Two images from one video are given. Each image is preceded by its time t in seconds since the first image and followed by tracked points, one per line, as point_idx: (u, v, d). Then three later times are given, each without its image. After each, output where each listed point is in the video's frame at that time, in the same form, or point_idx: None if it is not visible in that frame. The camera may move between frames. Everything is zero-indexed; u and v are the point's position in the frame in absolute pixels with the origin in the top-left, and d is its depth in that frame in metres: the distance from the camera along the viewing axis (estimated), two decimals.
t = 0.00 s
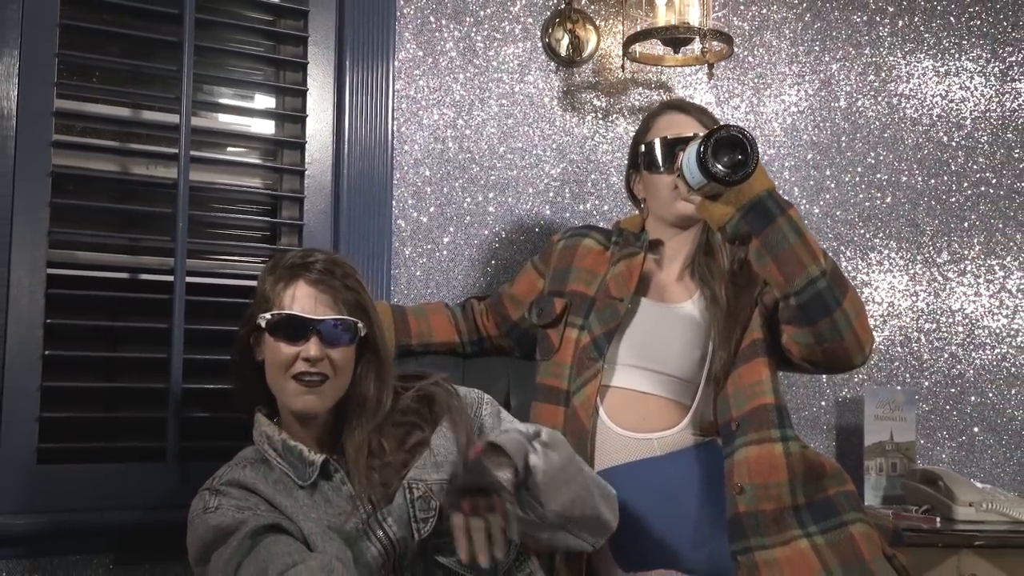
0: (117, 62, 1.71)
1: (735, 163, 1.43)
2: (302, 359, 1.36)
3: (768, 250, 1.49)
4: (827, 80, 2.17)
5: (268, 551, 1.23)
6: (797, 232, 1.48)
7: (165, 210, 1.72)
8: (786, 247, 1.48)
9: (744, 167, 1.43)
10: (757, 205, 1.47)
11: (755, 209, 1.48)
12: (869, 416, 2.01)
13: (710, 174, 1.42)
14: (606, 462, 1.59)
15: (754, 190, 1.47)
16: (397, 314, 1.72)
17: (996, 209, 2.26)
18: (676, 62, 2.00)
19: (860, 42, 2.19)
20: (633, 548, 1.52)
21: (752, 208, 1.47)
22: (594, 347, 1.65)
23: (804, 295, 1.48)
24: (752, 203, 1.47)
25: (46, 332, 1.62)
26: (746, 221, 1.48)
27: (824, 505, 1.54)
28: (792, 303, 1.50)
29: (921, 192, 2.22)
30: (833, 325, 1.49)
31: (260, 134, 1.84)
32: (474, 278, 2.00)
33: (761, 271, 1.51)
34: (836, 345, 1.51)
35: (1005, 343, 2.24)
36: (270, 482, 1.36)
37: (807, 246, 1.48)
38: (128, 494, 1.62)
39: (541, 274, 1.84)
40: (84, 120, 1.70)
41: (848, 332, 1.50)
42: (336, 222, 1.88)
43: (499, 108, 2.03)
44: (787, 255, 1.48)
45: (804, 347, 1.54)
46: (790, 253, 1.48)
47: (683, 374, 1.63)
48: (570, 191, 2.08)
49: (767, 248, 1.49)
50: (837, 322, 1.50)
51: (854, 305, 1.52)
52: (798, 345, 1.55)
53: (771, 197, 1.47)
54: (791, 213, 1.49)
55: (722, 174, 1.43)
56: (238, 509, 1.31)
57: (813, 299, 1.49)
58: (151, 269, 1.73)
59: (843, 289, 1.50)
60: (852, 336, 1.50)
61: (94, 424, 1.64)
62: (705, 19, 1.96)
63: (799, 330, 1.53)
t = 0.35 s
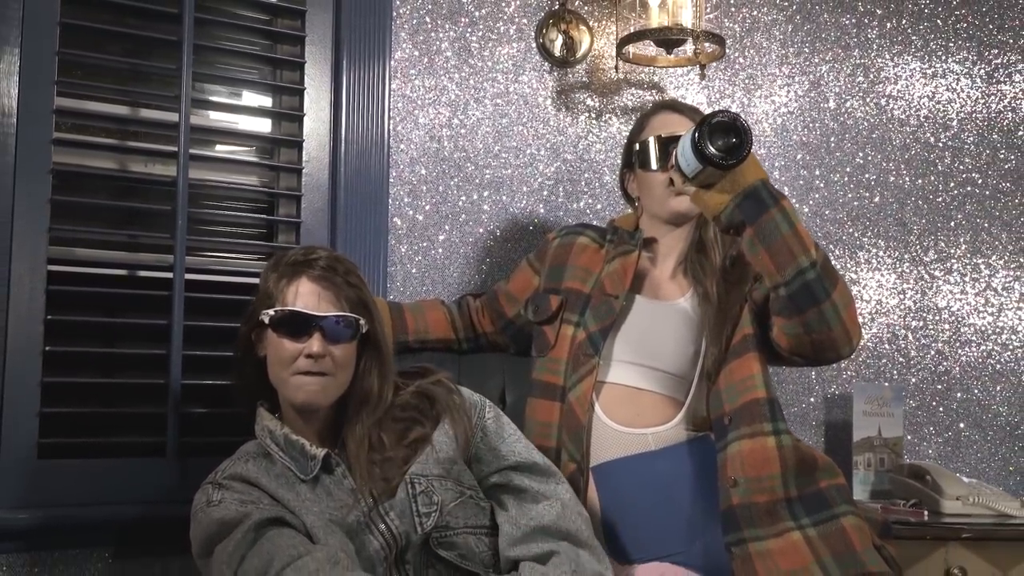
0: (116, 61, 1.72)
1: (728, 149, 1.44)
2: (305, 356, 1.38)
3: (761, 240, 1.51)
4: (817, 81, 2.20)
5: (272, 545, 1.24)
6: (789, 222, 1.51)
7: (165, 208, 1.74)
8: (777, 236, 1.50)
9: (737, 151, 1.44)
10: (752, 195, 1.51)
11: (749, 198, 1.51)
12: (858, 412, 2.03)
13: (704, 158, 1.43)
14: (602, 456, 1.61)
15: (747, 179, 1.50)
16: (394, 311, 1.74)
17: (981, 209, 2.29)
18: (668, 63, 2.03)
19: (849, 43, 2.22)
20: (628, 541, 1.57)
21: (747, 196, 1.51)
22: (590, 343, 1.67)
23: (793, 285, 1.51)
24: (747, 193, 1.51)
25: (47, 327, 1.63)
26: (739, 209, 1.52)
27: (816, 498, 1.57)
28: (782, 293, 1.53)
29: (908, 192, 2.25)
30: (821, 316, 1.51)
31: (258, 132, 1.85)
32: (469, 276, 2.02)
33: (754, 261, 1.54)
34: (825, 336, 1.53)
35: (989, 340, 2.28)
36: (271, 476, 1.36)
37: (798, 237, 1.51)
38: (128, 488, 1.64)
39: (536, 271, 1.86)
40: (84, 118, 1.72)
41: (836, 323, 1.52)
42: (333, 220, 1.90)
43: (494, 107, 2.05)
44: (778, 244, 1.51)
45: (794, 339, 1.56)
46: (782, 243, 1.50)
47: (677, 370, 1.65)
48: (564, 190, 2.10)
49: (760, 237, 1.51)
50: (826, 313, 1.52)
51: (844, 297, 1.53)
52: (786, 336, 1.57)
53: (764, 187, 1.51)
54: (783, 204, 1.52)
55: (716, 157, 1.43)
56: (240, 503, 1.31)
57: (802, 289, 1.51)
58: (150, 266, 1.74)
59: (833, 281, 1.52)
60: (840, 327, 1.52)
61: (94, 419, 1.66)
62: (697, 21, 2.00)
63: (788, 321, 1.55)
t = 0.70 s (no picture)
0: (110, 53, 1.73)
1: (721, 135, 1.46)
2: (304, 349, 1.38)
3: (749, 228, 1.54)
4: (803, 77, 2.23)
5: (270, 532, 1.25)
6: (777, 212, 1.53)
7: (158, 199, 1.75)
8: (766, 224, 1.53)
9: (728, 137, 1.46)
10: (742, 183, 1.53)
11: (740, 186, 1.53)
12: (843, 404, 2.06)
13: (696, 143, 1.46)
14: (593, 446, 1.63)
15: (738, 166, 1.53)
16: (387, 303, 1.76)
17: (965, 205, 2.31)
18: (658, 59, 2.06)
19: (835, 41, 2.25)
20: (619, 530, 1.59)
21: (737, 184, 1.53)
22: (582, 334, 1.70)
23: (778, 274, 1.53)
24: (737, 180, 1.53)
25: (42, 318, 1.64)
26: (730, 196, 1.54)
27: (804, 488, 1.59)
28: (768, 282, 1.55)
29: (893, 187, 2.28)
30: (804, 307, 1.53)
31: (251, 126, 1.86)
32: (460, 269, 2.03)
33: (742, 249, 1.56)
34: (808, 327, 1.55)
35: (973, 333, 2.30)
36: (266, 466, 1.36)
37: (785, 227, 1.53)
38: (123, 478, 1.65)
39: (528, 265, 1.87)
40: (79, 111, 1.73)
41: (819, 315, 1.54)
42: (325, 213, 1.91)
43: (484, 101, 2.06)
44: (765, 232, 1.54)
45: (778, 330, 1.58)
46: (770, 232, 1.53)
47: (667, 363, 1.68)
48: (554, 185, 2.11)
49: (749, 224, 1.54)
50: (809, 304, 1.54)
51: (828, 289, 1.55)
52: (771, 327, 1.58)
53: (754, 175, 1.53)
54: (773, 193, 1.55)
55: (708, 142, 1.45)
56: (237, 492, 1.32)
57: (786, 279, 1.53)
58: (144, 258, 1.75)
59: (819, 272, 1.54)
60: (824, 319, 1.54)
61: (89, 409, 1.67)
62: (687, 17, 2.02)
63: (772, 312, 1.57)
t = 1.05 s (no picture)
0: (96, 41, 1.73)
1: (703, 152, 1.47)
2: (292, 335, 1.38)
3: (730, 234, 1.55)
4: (788, 69, 2.24)
5: (256, 516, 1.24)
6: (757, 219, 1.55)
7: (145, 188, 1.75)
8: (747, 231, 1.54)
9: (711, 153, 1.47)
10: (724, 190, 1.54)
11: (721, 194, 1.54)
12: (828, 395, 2.07)
13: (679, 161, 1.47)
14: (580, 434, 1.63)
15: (721, 174, 1.53)
16: (374, 292, 1.76)
17: (948, 196, 2.33)
18: (645, 50, 2.06)
19: (820, 33, 2.26)
20: (606, 518, 1.60)
21: (718, 192, 1.54)
22: (568, 323, 1.70)
23: (760, 280, 1.55)
24: (719, 188, 1.54)
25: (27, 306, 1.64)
26: (710, 204, 1.55)
27: (788, 477, 1.60)
28: (750, 286, 1.57)
29: (878, 178, 2.29)
30: (788, 312, 1.55)
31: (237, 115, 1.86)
32: (447, 260, 2.03)
33: (724, 253, 1.57)
34: (792, 331, 1.57)
35: (956, 323, 2.32)
36: (253, 454, 1.36)
37: (767, 232, 1.54)
38: (109, 467, 1.64)
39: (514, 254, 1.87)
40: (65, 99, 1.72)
41: (803, 319, 1.56)
42: (312, 202, 1.91)
43: (471, 92, 2.06)
44: (747, 237, 1.54)
45: (763, 332, 1.61)
46: (751, 238, 1.54)
47: (653, 351, 1.68)
48: (541, 175, 2.12)
49: (730, 231, 1.55)
50: (793, 308, 1.56)
51: (811, 293, 1.58)
52: (756, 329, 1.61)
53: (736, 182, 1.53)
54: (755, 199, 1.55)
55: (690, 162, 1.47)
56: (224, 479, 1.31)
57: (769, 284, 1.55)
58: (130, 247, 1.75)
59: (801, 277, 1.56)
60: (807, 323, 1.57)
61: (75, 397, 1.66)
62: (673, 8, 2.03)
63: (757, 314, 1.59)
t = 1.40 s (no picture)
0: (79, 30, 1.72)
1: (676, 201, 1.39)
2: (277, 323, 1.38)
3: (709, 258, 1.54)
4: (775, 62, 2.24)
5: (241, 506, 1.23)
6: (734, 241, 1.52)
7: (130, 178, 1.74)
8: (723, 256, 1.53)
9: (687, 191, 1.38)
10: (697, 219, 1.51)
11: (695, 222, 1.51)
12: (814, 387, 2.07)
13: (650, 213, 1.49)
14: (566, 425, 1.63)
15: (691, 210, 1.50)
16: (359, 283, 1.75)
17: (934, 189, 2.34)
18: (631, 42, 2.05)
19: (806, 26, 2.27)
20: (592, 508, 1.59)
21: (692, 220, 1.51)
22: (554, 313, 1.70)
23: (742, 300, 1.55)
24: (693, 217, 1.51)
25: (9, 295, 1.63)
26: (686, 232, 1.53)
27: (772, 468, 1.59)
28: (733, 305, 1.57)
29: (864, 171, 2.30)
30: (772, 328, 1.56)
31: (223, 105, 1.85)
32: (433, 251, 2.02)
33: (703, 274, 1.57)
34: (778, 345, 1.59)
35: (941, 316, 2.33)
36: (238, 443, 1.35)
37: (745, 255, 1.53)
38: (93, 458, 1.63)
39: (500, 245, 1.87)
40: (49, 88, 1.72)
41: (787, 332, 1.57)
42: (297, 193, 1.90)
43: (457, 83, 2.05)
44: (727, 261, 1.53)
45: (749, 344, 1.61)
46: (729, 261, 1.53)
47: (640, 342, 1.68)
48: (528, 167, 2.11)
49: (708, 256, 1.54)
50: (776, 324, 1.57)
51: (794, 306, 1.58)
52: (742, 341, 1.61)
53: (710, 209, 1.51)
54: (730, 221, 1.53)
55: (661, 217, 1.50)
56: (208, 469, 1.30)
57: (752, 303, 1.56)
58: (114, 237, 1.74)
59: (782, 293, 1.57)
60: (791, 336, 1.58)
61: (58, 387, 1.66)
62: None
63: (743, 328, 1.59)
